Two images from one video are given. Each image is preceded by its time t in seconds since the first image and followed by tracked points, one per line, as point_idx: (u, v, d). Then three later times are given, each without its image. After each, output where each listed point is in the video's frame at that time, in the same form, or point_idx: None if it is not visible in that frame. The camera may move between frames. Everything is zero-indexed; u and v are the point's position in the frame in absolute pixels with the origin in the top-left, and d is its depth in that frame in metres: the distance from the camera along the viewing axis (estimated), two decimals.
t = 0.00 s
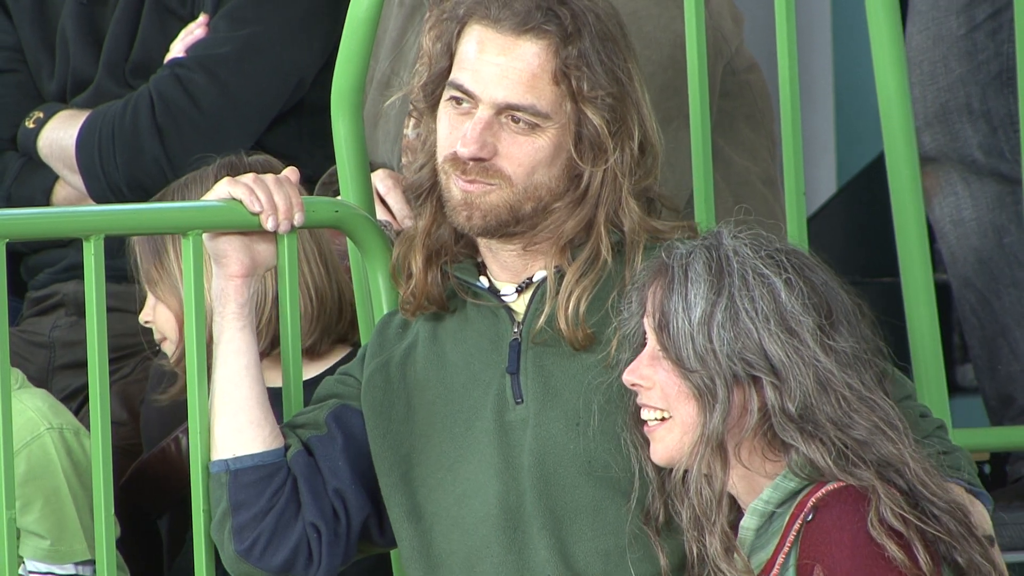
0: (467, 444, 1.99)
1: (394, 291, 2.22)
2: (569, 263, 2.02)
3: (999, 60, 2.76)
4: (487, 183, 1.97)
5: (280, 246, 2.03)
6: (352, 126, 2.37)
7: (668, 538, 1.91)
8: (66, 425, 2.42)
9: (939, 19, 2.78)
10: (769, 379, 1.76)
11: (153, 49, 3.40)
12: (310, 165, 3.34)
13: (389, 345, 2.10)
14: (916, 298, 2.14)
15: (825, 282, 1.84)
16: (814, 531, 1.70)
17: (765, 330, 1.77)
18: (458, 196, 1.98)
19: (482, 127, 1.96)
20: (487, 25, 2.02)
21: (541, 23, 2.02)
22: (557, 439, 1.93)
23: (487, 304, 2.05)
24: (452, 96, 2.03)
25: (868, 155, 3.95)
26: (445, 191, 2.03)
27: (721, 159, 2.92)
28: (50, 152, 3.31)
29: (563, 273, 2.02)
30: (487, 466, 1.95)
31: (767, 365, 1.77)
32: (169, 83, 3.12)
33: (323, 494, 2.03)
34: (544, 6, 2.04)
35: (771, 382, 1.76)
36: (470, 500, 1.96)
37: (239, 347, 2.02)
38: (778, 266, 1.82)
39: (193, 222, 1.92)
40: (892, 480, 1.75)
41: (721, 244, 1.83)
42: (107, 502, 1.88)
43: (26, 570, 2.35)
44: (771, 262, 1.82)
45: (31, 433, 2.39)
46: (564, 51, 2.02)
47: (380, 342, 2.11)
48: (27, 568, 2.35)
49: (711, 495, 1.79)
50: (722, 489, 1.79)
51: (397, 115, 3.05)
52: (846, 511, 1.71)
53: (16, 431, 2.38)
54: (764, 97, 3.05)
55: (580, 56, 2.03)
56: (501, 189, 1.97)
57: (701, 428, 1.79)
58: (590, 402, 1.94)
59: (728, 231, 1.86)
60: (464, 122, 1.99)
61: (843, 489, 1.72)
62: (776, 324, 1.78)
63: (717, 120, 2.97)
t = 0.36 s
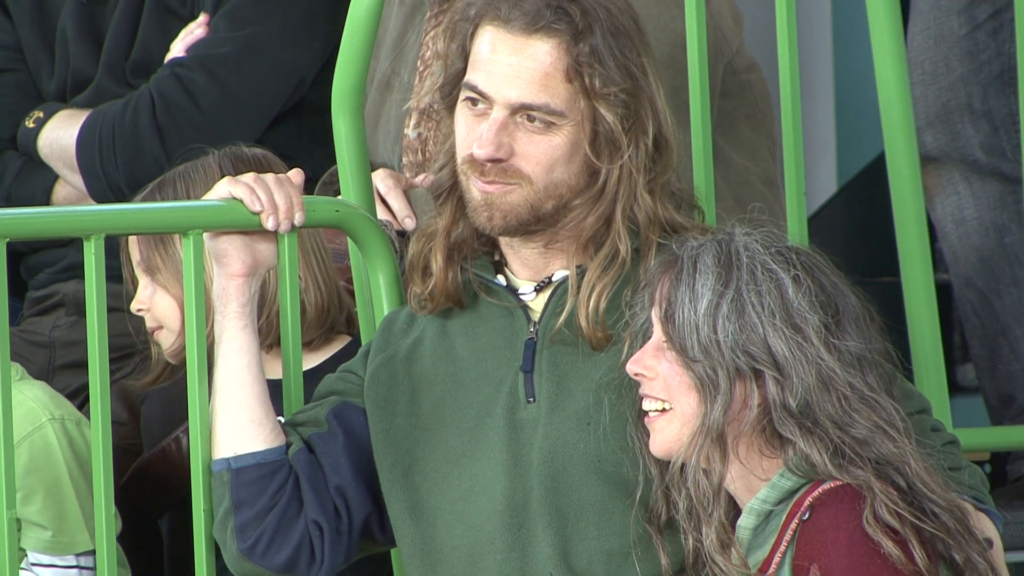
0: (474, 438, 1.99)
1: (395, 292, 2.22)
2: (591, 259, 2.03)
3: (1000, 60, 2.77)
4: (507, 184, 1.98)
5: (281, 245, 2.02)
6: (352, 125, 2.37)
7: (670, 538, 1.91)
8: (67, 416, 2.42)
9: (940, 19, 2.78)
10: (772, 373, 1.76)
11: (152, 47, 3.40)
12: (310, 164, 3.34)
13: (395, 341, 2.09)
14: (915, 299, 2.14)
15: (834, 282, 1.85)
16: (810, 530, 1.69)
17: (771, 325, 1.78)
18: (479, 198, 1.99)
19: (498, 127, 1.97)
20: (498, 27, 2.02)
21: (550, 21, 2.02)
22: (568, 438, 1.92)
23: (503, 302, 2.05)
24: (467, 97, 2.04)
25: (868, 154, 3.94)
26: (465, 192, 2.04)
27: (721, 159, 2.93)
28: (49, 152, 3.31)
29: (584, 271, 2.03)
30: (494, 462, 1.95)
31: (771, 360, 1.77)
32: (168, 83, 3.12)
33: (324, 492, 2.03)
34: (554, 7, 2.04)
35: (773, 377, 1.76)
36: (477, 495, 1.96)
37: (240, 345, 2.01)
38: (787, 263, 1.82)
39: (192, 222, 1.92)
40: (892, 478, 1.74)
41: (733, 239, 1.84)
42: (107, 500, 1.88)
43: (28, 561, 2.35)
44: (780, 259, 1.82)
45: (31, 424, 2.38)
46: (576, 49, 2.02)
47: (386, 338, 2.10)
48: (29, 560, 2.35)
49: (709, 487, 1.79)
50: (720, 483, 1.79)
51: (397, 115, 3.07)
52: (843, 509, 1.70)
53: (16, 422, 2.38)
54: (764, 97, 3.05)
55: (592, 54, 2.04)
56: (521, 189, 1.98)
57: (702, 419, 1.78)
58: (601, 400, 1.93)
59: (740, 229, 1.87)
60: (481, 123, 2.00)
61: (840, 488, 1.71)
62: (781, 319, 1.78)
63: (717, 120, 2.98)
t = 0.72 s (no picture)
0: (478, 437, 1.99)
1: (395, 292, 2.21)
2: (602, 257, 2.02)
3: (1000, 60, 2.78)
4: (522, 178, 1.98)
5: (280, 246, 2.02)
6: (352, 125, 2.36)
7: (670, 537, 1.90)
8: (54, 427, 2.41)
9: (941, 19, 2.78)
10: (773, 375, 1.76)
11: (150, 42, 3.39)
12: (309, 164, 3.33)
13: (399, 339, 2.08)
14: (915, 300, 2.13)
15: (841, 284, 1.84)
16: (804, 526, 1.67)
17: (775, 326, 1.77)
18: (491, 192, 1.99)
19: (513, 121, 1.97)
20: (515, 21, 2.03)
21: (567, 17, 2.02)
22: (574, 437, 1.91)
23: (511, 301, 2.04)
24: (483, 90, 2.04)
25: (866, 154, 3.94)
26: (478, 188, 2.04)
27: (720, 160, 2.93)
28: (48, 151, 3.30)
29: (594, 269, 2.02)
30: (498, 462, 1.95)
31: (773, 361, 1.76)
32: (166, 80, 3.11)
33: (332, 488, 2.02)
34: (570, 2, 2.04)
35: (775, 377, 1.76)
36: (481, 494, 1.95)
37: (243, 343, 2.00)
38: (794, 264, 1.82)
39: (192, 222, 1.91)
40: (891, 480, 1.73)
41: (741, 239, 1.84)
42: (108, 500, 1.86)
43: None
44: (788, 260, 1.82)
45: (20, 435, 2.37)
46: (592, 44, 2.03)
47: (390, 335, 2.09)
48: None
49: (707, 484, 1.81)
50: (719, 480, 1.79)
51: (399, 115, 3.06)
52: (836, 505, 1.68)
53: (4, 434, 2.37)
54: (764, 98, 3.05)
55: (609, 50, 2.04)
56: (536, 183, 1.98)
57: (703, 418, 1.78)
58: (606, 397, 1.93)
59: (749, 230, 1.87)
60: (496, 118, 2.01)
61: (834, 484, 1.70)
62: (786, 321, 1.78)
63: (717, 120, 2.98)
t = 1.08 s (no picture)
0: (478, 436, 1.98)
1: (395, 291, 2.21)
2: (599, 254, 2.01)
3: (1001, 60, 2.78)
4: (520, 173, 1.98)
5: (280, 245, 2.01)
6: (352, 124, 2.36)
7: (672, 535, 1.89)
8: (126, 450, 2.48)
9: (942, 18, 2.79)
10: (772, 374, 1.76)
11: (148, 41, 3.38)
12: (308, 163, 3.34)
13: (399, 339, 2.09)
14: (915, 303, 2.12)
15: (842, 284, 1.84)
16: (798, 526, 1.68)
17: (775, 326, 1.77)
18: (490, 186, 1.99)
19: (511, 116, 1.97)
20: (514, 16, 2.03)
21: (566, 12, 2.02)
22: (573, 435, 1.91)
23: (508, 299, 2.04)
24: (481, 86, 2.04)
25: (864, 154, 3.94)
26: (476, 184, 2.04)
27: (721, 160, 2.93)
28: (44, 148, 3.30)
29: (592, 266, 2.01)
30: (498, 462, 1.95)
31: (773, 361, 1.76)
32: (162, 79, 3.12)
33: (332, 486, 2.02)
34: None
35: (774, 377, 1.76)
36: (481, 494, 1.95)
37: (243, 342, 2.00)
38: (795, 263, 1.82)
39: (193, 221, 1.90)
40: (887, 482, 1.73)
41: (743, 238, 1.84)
42: (107, 500, 1.84)
43: None
44: (789, 259, 1.81)
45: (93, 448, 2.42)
46: (590, 40, 2.02)
47: (390, 336, 2.10)
48: None
49: (704, 482, 1.82)
50: (716, 478, 1.79)
51: (404, 105, 3.11)
52: (831, 506, 1.69)
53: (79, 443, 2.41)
54: (768, 98, 3.05)
55: (607, 46, 2.03)
56: (535, 178, 1.98)
57: (702, 416, 1.79)
58: (605, 394, 1.93)
59: (751, 228, 1.87)
60: (494, 113, 2.01)
61: (829, 486, 1.70)
62: (785, 321, 1.77)
63: (721, 119, 2.99)
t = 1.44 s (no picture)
0: (478, 436, 1.98)
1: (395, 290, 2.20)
2: (597, 254, 2.02)
3: (1001, 60, 2.78)
4: (517, 172, 1.97)
5: (280, 246, 2.01)
6: (353, 123, 2.35)
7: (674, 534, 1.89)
8: (174, 446, 2.35)
9: (942, 19, 2.79)
10: (771, 374, 1.76)
11: (147, 45, 3.38)
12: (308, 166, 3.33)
13: (398, 338, 2.08)
14: (915, 302, 2.11)
15: (843, 284, 1.84)
16: (792, 526, 1.68)
17: (775, 325, 1.77)
18: (487, 186, 1.98)
19: (507, 115, 1.97)
20: (512, 15, 2.03)
21: (563, 10, 2.02)
22: (574, 435, 1.91)
23: (506, 299, 2.04)
24: (479, 86, 2.04)
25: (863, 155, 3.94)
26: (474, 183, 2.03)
27: (723, 161, 2.93)
28: (44, 153, 3.30)
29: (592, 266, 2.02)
30: (497, 462, 1.94)
31: (772, 360, 1.77)
32: (162, 85, 3.11)
33: (333, 485, 2.02)
34: None
35: (773, 377, 1.76)
36: (481, 495, 1.95)
37: (244, 341, 2.00)
38: (796, 263, 1.81)
39: (193, 222, 1.90)
40: (883, 483, 1.73)
41: (744, 236, 1.84)
42: (107, 500, 1.83)
43: None
44: (790, 259, 1.81)
45: (141, 446, 2.31)
46: (587, 39, 2.02)
47: (389, 336, 2.09)
48: None
49: (701, 480, 1.83)
50: (713, 476, 1.80)
51: (411, 94, 3.11)
52: (824, 506, 1.69)
53: (126, 442, 2.30)
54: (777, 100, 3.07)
55: (604, 45, 2.03)
56: (532, 177, 1.98)
57: (701, 414, 1.79)
58: (605, 393, 1.93)
59: (752, 226, 1.86)
60: (491, 112, 2.00)
61: (822, 485, 1.71)
62: (786, 321, 1.77)
63: (730, 118, 3.00)
